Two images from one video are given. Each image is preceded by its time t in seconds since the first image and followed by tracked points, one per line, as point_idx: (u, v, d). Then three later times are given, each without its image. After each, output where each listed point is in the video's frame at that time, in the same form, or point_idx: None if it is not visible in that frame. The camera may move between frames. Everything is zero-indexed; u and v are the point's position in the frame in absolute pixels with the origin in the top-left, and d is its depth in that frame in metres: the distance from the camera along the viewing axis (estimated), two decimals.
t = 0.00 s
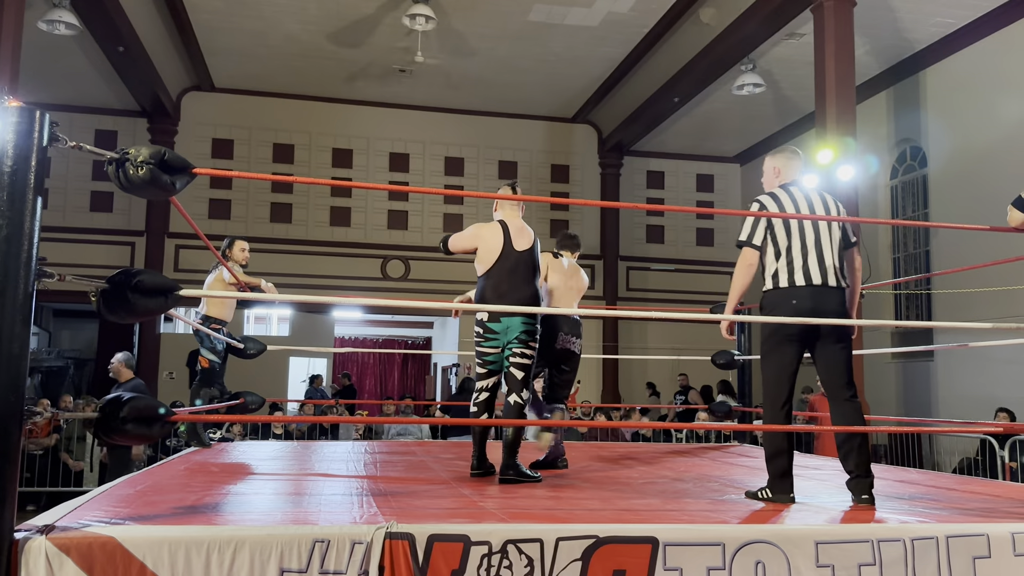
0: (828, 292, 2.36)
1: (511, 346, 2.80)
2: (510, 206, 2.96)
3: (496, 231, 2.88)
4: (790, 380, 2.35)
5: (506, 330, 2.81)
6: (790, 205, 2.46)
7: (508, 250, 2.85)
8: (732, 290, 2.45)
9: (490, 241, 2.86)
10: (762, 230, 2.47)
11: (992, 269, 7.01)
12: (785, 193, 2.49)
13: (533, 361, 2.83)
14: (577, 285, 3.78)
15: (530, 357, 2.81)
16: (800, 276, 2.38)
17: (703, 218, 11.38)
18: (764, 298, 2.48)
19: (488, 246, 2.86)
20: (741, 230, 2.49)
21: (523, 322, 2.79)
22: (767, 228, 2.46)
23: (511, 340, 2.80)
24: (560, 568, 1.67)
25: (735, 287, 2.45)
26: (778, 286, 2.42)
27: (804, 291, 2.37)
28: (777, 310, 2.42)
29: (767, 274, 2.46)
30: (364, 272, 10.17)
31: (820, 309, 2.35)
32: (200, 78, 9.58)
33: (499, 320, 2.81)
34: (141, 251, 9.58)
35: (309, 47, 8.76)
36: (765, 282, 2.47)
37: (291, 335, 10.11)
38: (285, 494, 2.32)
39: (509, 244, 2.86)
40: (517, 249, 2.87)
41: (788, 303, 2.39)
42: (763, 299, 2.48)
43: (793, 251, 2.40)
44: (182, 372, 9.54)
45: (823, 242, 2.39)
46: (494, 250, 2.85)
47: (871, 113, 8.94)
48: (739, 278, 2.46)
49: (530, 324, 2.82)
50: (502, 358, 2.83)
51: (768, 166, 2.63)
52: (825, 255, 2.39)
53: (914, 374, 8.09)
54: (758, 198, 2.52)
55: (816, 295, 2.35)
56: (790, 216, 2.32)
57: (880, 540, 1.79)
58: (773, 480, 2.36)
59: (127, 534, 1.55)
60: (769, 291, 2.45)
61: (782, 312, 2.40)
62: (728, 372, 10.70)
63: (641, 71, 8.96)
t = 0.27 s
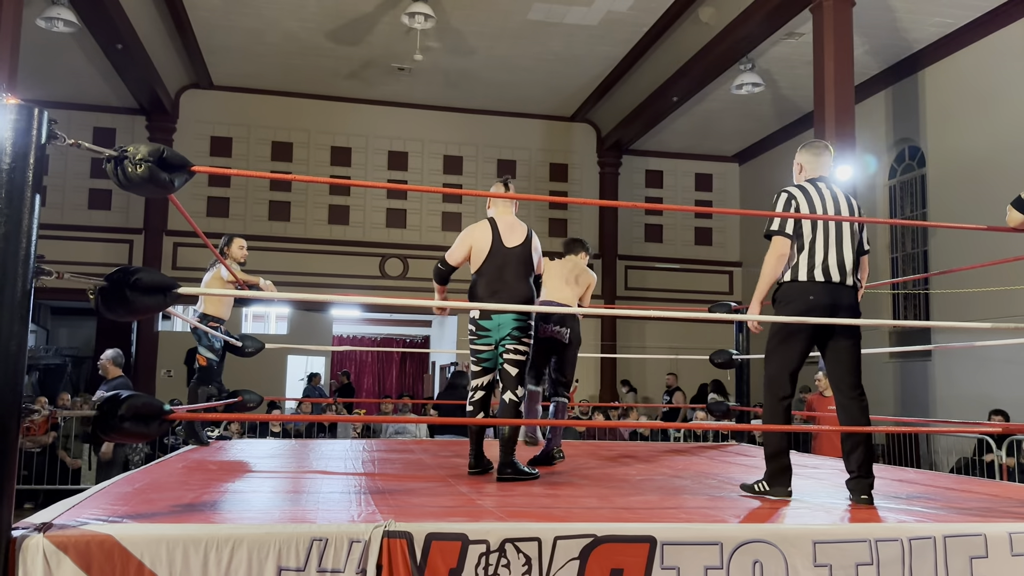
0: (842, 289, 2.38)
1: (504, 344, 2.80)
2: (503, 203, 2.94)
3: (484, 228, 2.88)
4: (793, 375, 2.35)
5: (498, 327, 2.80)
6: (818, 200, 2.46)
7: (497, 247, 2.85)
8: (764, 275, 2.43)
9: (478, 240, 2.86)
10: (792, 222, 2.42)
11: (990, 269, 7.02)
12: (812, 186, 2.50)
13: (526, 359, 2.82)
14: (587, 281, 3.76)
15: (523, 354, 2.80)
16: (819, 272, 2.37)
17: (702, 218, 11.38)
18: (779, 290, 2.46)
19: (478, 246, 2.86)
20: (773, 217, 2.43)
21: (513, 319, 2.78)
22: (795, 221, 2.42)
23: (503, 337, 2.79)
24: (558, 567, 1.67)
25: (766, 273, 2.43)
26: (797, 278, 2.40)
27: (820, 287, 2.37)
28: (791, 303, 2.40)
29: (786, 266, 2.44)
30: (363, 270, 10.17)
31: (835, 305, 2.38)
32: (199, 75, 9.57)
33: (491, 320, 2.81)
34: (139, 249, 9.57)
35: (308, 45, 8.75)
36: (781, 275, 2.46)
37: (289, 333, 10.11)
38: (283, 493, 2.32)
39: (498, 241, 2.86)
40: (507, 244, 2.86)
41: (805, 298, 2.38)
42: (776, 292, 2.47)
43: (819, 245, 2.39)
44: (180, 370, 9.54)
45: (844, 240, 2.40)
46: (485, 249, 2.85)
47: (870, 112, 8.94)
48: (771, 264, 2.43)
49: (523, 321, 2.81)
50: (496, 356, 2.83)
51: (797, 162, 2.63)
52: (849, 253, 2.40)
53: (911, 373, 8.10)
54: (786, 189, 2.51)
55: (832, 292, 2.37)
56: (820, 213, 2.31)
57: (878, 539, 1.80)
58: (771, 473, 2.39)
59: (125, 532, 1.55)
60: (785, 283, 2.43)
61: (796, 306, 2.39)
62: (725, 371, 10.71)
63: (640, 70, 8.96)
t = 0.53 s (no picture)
0: (829, 290, 2.39)
1: (499, 342, 2.80)
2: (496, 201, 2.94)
3: (475, 228, 2.89)
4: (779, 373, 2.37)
5: (492, 325, 2.80)
6: (806, 201, 2.46)
7: (487, 246, 2.85)
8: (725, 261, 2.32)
9: (469, 240, 2.88)
10: (778, 224, 2.43)
11: (986, 268, 7.04)
12: (802, 186, 2.51)
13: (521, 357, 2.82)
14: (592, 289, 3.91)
15: (518, 352, 2.80)
16: (805, 272, 2.38)
17: (700, 216, 11.39)
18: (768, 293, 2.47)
19: (472, 246, 2.87)
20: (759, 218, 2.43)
21: (507, 317, 2.78)
22: (782, 222, 2.43)
23: (498, 335, 2.79)
24: (555, 565, 1.67)
25: (734, 257, 2.33)
26: (782, 281, 2.42)
27: (806, 288, 2.38)
28: (779, 304, 2.42)
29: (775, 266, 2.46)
30: (360, 268, 10.15)
31: (821, 307, 2.38)
32: (196, 72, 9.55)
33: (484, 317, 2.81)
34: (136, 246, 9.55)
35: (306, 42, 8.73)
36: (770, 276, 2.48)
37: (286, 331, 10.10)
38: (280, 490, 2.32)
39: (489, 240, 2.86)
40: (498, 243, 2.86)
41: (790, 298, 2.39)
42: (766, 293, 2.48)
43: (804, 246, 2.40)
44: (177, 367, 9.52)
45: (832, 242, 2.41)
46: (476, 248, 2.87)
47: (868, 111, 8.95)
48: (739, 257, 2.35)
49: (518, 319, 2.80)
50: (490, 354, 2.82)
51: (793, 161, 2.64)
52: (839, 253, 2.41)
53: (908, 372, 8.12)
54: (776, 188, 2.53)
55: (819, 293, 2.37)
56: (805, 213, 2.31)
57: (874, 537, 1.80)
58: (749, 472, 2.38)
59: (121, 530, 1.55)
60: (774, 285, 2.45)
61: (784, 308, 2.41)
62: (722, 369, 10.72)
63: (638, 68, 8.95)
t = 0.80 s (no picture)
0: (793, 288, 2.38)
1: (498, 337, 2.80)
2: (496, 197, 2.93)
3: (472, 223, 2.89)
4: (760, 370, 2.37)
5: (492, 320, 2.80)
6: (769, 199, 2.46)
7: (484, 241, 2.85)
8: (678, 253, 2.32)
9: (467, 235, 2.88)
10: (738, 221, 2.43)
11: (982, 265, 7.06)
12: (764, 184, 2.49)
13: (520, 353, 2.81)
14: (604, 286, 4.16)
15: (518, 347, 2.80)
16: (770, 272, 2.39)
17: (697, 213, 11.39)
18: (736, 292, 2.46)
19: (468, 243, 2.88)
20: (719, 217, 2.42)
21: (507, 312, 2.78)
22: (743, 220, 2.43)
23: (498, 329, 2.79)
24: (551, 562, 1.67)
25: (688, 251, 2.34)
26: (747, 281, 2.43)
27: (772, 286, 2.38)
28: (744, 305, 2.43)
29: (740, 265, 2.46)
30: (357, 265, 10.14)
31: (788, 307, 2.37)
32: (193, 68, 9.52)
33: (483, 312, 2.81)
34: (132, 242, 9.52)
35: (303, 38, 8.71)
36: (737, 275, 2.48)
37: (283, 327, 10.09)
38: (276, 486, 2.32)
39: (486, 235, 2.86)
40: (495, 238, 2.85)
41: (755, 297, 2.40)
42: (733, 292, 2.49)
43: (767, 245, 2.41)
44: (173, 364, 9.50)
45: (794, 238, 2.40)
46: (473, 243, 2.87)
47: (865, 108, 8.96)
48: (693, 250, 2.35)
49: (517, 314, 2.80)
50: (490, 348, 2.82)
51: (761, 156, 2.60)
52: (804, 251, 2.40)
53: (904, 369, 8.14)
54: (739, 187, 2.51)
55: (783, 291, 2.37)
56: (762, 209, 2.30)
57: (870, 534, 1.80)
58: (743, 473, 2.35)
59: (117, 525, 1.54)
60: (741, 284, 2.44)
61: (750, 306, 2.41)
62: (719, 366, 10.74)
63: (635, 65, 8.94)
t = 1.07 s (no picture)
0: (772, 282, 2.38)
1: (494, 332, 2.80)
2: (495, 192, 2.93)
3: (468, 218, 2.90)
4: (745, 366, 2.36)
5: (487, 315, 2.80)
6: (746, 192, 2.46)
7: (479, 236, 2.85)
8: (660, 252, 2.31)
9: (463, 231, 2.90)
10: (714, 216, 2.43)
11: (977, 260, 7.07)
12: (738, 178, 2.50)
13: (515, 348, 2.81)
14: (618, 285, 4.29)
15: (514, 343, 2.79)
16: (747, 265, 2.39)
17: (693, 208, 11.40)
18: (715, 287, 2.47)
19: (464, 239, 2.90)
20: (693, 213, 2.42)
21: (502, 308, 2.78)
22: (718, 214, 2.44)
23: (493, 325, 2.79)
24: (545, 556, 1.67)
25: (669, 248, 2.33)
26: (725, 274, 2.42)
27: (751, 279, 2.38)
28: (724, 299, 2.42)
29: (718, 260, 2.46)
30: (353, 259, 10.12)
31: (767, 301, 2.36)
32: (188, 62, 9.48)
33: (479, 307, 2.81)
34: (127, 236, 9.49)
35: (298, 31, 8.68)
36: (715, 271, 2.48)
37: (278, 322, 10.07)
38: (271, 480, 2.32)
39: (481, 230, 2.86)
40: (490, 234, 2.85)
41: (735, 291, 2.39)
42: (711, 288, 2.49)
43: (743, 237, 2.41)
44: (169, 359, 9.47)
45: (769, 229, 2.41)
46: (468, 237, 2.89)
47: (861, 104, 8.97)
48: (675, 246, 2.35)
49: (512, 311, 2.79)
50: (487, 344, 2.82)
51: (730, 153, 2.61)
52: (780, 243, 2.41)
53: (899, 365, 8.17)
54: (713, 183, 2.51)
55: (761, 286, 2.36)
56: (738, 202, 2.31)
57: (864, 528, 1.81)
58: (735, 468, 2.36)
59: (110, 519, 1.54)
60: (719, 279, 2.45)
61: (730, 301, 2.40)
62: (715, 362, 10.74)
63: (631, 60, 8.93)
